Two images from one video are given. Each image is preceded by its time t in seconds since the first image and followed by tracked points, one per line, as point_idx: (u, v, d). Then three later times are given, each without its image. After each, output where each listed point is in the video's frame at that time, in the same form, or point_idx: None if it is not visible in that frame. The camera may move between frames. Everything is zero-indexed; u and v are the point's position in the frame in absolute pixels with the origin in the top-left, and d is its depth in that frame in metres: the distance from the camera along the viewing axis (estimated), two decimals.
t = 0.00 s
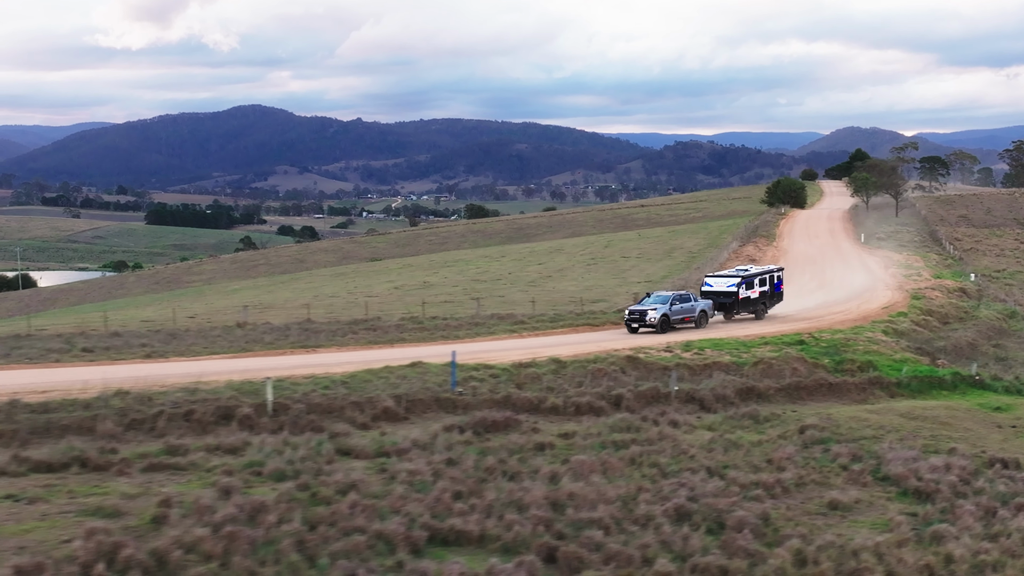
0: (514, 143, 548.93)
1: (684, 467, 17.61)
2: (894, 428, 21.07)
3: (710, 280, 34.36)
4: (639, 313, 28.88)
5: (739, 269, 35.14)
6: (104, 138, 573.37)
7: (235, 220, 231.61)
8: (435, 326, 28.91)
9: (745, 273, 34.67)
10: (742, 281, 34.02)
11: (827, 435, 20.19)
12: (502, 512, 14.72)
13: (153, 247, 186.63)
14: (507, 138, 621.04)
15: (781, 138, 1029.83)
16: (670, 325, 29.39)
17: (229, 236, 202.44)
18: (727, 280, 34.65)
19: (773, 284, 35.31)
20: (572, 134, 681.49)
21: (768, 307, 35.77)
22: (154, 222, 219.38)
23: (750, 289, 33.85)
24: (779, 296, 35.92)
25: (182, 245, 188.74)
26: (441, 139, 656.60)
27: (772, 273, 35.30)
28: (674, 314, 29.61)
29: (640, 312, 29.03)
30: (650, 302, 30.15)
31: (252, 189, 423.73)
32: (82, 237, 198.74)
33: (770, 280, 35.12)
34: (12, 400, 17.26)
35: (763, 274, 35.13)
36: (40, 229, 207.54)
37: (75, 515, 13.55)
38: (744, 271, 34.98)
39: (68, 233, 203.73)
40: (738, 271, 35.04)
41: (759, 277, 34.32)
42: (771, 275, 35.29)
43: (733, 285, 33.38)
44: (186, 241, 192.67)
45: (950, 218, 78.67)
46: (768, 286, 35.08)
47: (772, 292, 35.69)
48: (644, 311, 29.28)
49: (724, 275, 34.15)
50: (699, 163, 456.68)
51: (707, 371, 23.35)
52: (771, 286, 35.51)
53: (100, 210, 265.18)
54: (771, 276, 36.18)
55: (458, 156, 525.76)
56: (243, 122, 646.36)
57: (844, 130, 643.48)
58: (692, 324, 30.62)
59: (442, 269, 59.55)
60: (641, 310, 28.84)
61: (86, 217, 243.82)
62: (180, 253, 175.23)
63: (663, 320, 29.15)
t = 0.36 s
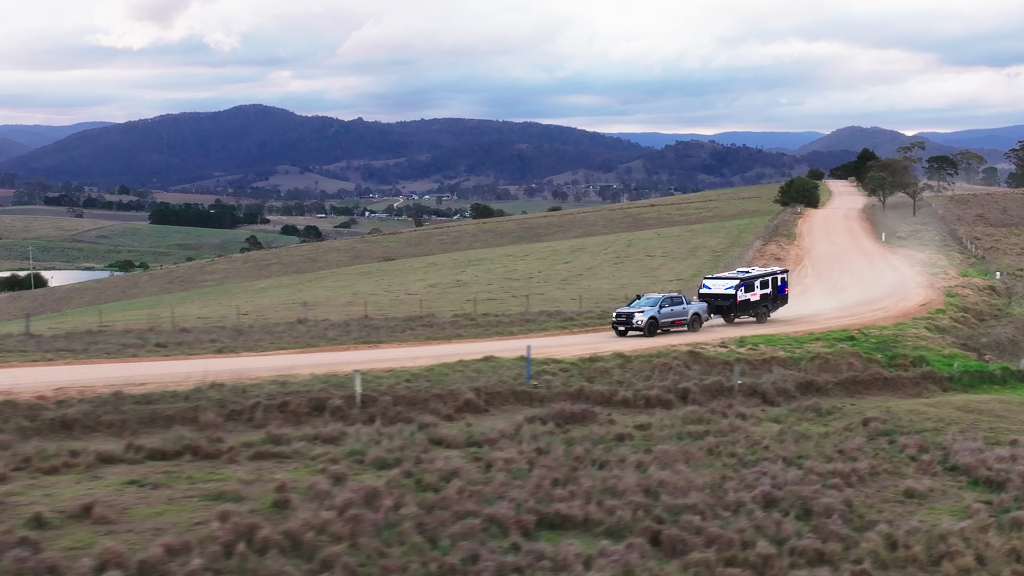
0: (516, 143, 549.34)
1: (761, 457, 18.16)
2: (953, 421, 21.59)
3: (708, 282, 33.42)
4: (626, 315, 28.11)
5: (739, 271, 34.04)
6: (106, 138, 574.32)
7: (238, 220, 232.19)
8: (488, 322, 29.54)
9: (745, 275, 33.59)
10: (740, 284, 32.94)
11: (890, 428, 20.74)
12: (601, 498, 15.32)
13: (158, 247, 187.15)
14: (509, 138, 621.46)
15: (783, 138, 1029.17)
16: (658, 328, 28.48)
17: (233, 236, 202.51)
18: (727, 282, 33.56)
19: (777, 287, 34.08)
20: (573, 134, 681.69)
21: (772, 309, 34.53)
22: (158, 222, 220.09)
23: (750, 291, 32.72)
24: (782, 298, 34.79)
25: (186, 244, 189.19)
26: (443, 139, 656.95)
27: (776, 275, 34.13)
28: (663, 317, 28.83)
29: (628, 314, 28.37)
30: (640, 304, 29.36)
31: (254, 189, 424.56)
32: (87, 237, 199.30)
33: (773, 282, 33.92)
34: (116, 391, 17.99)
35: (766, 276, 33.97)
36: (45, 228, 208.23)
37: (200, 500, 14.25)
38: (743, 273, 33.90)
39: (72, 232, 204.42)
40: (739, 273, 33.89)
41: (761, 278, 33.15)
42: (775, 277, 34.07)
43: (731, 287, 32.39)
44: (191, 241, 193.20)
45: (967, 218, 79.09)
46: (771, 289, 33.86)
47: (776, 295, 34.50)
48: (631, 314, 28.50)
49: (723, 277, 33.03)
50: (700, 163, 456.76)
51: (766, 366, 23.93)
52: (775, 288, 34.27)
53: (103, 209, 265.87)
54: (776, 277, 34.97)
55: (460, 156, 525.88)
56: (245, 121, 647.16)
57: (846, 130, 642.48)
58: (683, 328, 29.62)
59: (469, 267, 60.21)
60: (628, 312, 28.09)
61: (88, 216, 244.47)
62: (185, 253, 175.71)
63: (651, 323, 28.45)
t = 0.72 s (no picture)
0: (518, 142, 549.69)
1: (839, 447, 18.75)
2: (1015, 413, 22.10)
3: (706, 284, 32.25)
4: (611, 317, 27.21)
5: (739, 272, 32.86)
6: (109, 138, 575.34)
7: (242, 219, 232.90)
8: (544, 319, 30.22)
9: (744, 275, 32.42)
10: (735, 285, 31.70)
11: (955, 420, 21.27)
12: (698, 485, 15.95)
13: (163, 246, 188.04)
14: (511, 138, 621.71)
15: (785, 137, 1028.20)
16: (645, 331, 27.65)
17: (238, 236, 202.92)
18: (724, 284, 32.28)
19: (778, 289, 32.73)
20: (574, 134, 681.90)
21: (772, 313, 33.05)
22: (162, 221, 221.05)
23: (748, 295, 31.48)
24: (784, 301, 33.25)
25: (190, 244, 189.96)
26: (445, 138, 657.27)
27: (778, 278, 32.80)
28: (651, 320, 27.82)
29: (613, 317, 27.44)
30: (627, 306, 28.49)
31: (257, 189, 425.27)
32: (91, 236, 199.89)
33: (774, 285, 32.56)
34: (217, 383, 18.67)
35: (766, 279, 32.66)
36: (51, 228, 208.90)
37: (321, 485, 14.91)
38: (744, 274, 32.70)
39: (77, 232, 205.06)
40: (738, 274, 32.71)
41: (760, 280, 31.89)
42: (778, 279, 32.73)
43: (727, 289, 31.21)
44: (195, 241, 193.90)
45: (985, 217, 79.58)
46: (772, 292, 32.60)
47: (778, 298, 33.03)
48: (617, 315, 27.59)
49: (721, 278, 31.75)
50: (701, 163, 456.84)
51: (826, 361, 24.57)
52: (777, 291, 32.92)
53: (105, 208, 266.58)
54: (779, 280, 33.59)
55: (462, 156, 526.20)
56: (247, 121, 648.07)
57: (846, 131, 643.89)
58: (674, 330, 28.57)
59: (497, 265, 60.94)
60: (613, 315, 27.11)
61: (91, 215, 244.90)
62: (190, 253, 176.21)
63: (638, 326, 27.54)
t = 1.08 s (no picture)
0: (521, 142, 550.23)
1: (916, 438, 19.33)
2: None
3: (700, 285, 31.47)
4: (596, 319, 26.92)
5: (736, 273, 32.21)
6: (112, 138, 576.26)
7: (246, 218, 233.46)
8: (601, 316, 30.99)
9: (743, 276, 31.89)
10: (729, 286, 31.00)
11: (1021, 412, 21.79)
12: (793, 472, 16.58)
13: (168, 246, 188.51)
14: (512, 137, 621.94)
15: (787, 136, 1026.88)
16: (631, 333, 27.38)
17: (243, 236, 203.29)
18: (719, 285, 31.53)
19: (776, 291, 31.95)
20: (574, 133, 681.94)
21: (770, 316, 32.13)
22: (167, 221, 221.63)
23: (743, 296, 30.84)
24: (783, 304, 32.16)
25: (195, 244, 190.47)
26: (447, 138, 657.44)
27: (777, 279, 32.08)
28: (637, 322, 27.55)
29: (599, 318, 27.16)
30: (614, 307, 28.22)
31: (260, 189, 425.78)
32: (96, 236, 200.34)
33: (773, 286, 31.79)
34: (316, 376, 19.34)
35: (765, 280, 31.93)
36: (56, 228, 209.24)
37: (439, 471, 15.56)
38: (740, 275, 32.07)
39: (82, 232, 205.45)
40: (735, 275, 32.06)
41: (758, 282, 31.14)
42: (777, 281, 32.04)
43: (722, 291, 30.48)
44: (200, 241, 194.38)
45: (1004, 215, 80.02)
46: (771, 294, 31.84)
47: (777, 300, 32.16)
48: (603, 317, 27.28)
49: (716, 280, 31.15)
50: (703, 162, 456.78)
51: (887, 355, 25.25)
52: (776, 292, 32.19)
53: (108, 208, 267.03)
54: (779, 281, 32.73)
55: (463, 156, 526.21)
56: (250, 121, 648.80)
57: (847, 130, 643.82)
58: (662, 332, 28.22)
59: (526, 264, 61.55)
60: (599, 316, 26.88)
61: (95, 216, 245.30)
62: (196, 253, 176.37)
63: (624, 328, 27.23)
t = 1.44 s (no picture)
0: (524, 142, 550.55)
1: (992, 428, 19.90)
2: None
3: (693, 286, 31.12)
4: (580, 319, 27.05)
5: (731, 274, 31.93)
6: (115, 138, 577.03)
7: (250, 218, 234.06)
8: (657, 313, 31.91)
9: (738, 277, 31.60)
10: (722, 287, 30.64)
11: None
12: (886, 459, 17.19)
13: (174, 246, 188.90)
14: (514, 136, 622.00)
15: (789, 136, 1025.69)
16: (617, 334, 27.47)
17: (249, 235, 203.71)
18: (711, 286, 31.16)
19: (773, 292, 31.45)
20: (575, 134, 681.57)
21: (767, 318, 31.62)
22: (172, 221, 222.27)
23: (736, 297, 30.46)
24: (781, 305, 31.55)
25: (200, 244, 191.10)
26: (449, 138, 657.59)
27: (773, 279, 31.62)
28: (623, 322, 27.61)
29: (584, 319, 27.27)
30: (601, 308, 28.37)
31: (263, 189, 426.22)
32: (101, 237, 200.71)
33: (768, 287, 31.36)
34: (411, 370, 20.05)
35: (761, 280, 31.53)
36: (61, 228, 209.53)
37: (551, 458, 16.20)
38: (736, 276, 31.81)
39: (88, 232, 205.83)
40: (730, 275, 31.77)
41: (753, 282, 30.80)
42: (773, 281, 31.54)
43: (714, 292, 30.17)
44: (206, 241, 194.81)
45: None
46: (766, 294, 31.49)
47: (774, 300, 31.60)
48: (588, 318, 27.43)
49: (709, 281, 30.94)
50: (705, 161, 456.54)
51: (948, 350, 25.90)
52: (773, 293, 31.61)
53: (112, 208, 267.51)
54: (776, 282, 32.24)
55: (465, 155, 526.46)
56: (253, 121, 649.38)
57: (847, 130, 643.49)
58: (649, 333, 28.21)
59: (554, 262, 62.19)
60: (584, 316, 27.04)
61: (100, 216, 245.54)
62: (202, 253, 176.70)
63: (609, 329, 27.33)
